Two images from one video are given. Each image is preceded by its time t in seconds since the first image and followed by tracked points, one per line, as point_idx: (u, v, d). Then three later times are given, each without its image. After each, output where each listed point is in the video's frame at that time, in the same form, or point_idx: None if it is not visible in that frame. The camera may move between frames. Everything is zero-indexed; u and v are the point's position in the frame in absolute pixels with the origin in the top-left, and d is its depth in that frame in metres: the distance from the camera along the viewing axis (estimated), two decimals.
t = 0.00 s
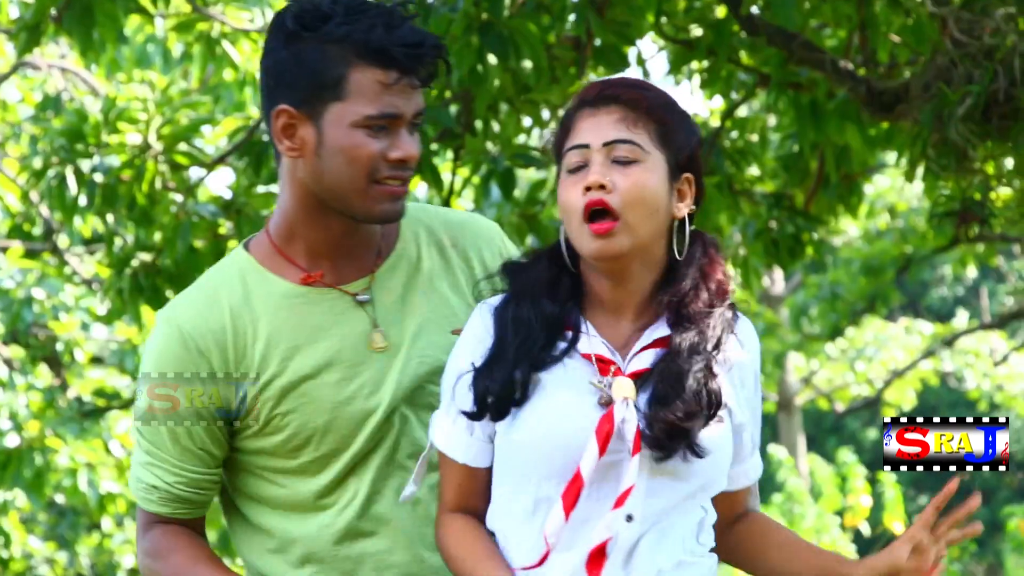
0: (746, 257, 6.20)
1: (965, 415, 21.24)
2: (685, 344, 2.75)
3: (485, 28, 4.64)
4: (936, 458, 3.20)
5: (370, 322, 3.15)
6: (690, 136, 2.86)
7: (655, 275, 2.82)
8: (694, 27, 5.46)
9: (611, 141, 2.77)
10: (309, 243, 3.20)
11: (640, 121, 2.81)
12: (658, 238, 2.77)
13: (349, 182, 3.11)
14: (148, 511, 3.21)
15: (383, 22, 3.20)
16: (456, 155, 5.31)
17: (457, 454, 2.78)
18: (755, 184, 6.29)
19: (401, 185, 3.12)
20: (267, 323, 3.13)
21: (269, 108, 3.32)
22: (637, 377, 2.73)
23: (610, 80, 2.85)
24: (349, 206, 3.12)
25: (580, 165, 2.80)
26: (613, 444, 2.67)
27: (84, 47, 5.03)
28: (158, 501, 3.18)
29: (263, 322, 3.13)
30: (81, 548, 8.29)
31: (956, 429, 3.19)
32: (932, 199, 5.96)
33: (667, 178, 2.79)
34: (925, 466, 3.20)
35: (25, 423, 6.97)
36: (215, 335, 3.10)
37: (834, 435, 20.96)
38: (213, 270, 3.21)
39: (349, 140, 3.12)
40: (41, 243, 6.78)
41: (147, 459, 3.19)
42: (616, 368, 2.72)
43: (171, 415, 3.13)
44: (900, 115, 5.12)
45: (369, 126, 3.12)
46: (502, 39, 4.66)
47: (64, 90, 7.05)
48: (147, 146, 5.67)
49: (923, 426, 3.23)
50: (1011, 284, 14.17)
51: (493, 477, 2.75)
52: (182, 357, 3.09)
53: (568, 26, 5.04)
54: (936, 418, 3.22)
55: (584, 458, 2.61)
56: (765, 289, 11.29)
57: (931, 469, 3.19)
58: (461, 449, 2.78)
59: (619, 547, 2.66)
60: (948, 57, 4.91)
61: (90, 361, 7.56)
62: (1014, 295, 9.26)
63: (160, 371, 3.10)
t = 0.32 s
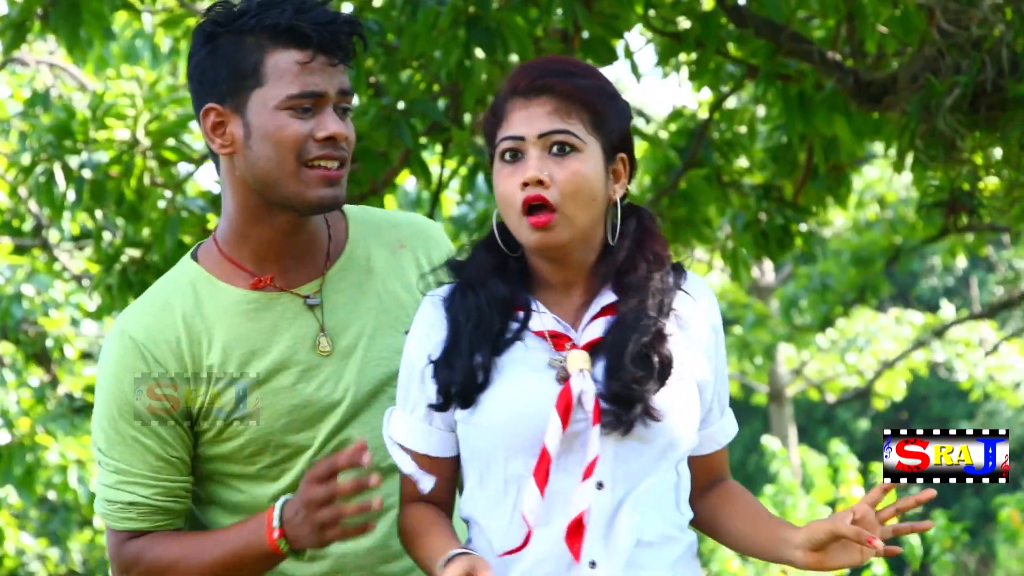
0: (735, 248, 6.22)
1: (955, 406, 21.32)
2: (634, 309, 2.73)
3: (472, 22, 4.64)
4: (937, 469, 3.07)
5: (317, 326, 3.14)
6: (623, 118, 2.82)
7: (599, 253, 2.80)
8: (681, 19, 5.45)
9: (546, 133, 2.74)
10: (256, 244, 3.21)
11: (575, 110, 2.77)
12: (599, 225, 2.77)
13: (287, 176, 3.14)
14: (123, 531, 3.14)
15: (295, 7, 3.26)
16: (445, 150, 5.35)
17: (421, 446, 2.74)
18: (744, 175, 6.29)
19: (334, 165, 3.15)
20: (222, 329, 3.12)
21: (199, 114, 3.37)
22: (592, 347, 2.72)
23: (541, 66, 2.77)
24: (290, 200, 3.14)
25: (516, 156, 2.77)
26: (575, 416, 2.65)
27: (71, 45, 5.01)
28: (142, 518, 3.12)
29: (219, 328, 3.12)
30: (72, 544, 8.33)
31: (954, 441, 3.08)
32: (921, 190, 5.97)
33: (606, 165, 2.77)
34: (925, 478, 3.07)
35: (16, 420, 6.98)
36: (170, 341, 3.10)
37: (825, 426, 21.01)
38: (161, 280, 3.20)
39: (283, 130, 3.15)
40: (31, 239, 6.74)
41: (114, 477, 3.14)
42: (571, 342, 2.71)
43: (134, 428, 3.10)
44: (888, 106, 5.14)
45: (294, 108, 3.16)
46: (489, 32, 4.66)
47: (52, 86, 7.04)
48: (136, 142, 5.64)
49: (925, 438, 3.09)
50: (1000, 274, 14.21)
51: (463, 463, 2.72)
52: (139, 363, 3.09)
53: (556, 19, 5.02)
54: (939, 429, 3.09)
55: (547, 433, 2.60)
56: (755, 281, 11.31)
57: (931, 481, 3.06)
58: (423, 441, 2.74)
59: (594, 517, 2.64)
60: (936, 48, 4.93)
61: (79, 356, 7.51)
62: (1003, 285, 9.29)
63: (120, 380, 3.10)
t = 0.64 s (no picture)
0: (726, 247, 6.25)
1: (946, 405, 21.38)
2: (588, 303, 2.86)
3: (464, 22, 4.64)
4: (935, 481, 3.34)
5: (368, 338, 3.22)
6: (593, 121, 2.96)
7: (564, 253, 2.95)
8: (672, 19, 5.45)
9: (522, 137, 2.86)
10: (303, 261, 3.31)
11: (548, 114, 2.89)
12: (569, 226, 2.89)
13: (314, 197, 3.23)
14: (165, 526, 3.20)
15: (254, 30, 3.28)
16: (437, 150, 5.33)
17: (393, 455, 2.98)
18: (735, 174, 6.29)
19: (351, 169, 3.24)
20: (278, 337, 3.19)
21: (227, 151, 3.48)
22: (550, 345, 2.87)
23: (514, 71, 2.91)
24: (328, 216, 3.24)
25: (491, 158, 2.88)
26: (531, 414, 2.80)
27: (63, 45, 5.00)
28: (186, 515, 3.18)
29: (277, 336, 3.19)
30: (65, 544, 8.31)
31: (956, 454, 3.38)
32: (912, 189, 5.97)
33: (577, 167, 2.90)
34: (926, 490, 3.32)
35: (8, 421, 6.98)
36: (230, 344, 3.16)
37: (817, 425, 21.03)
38: (214, 281, 3.27)
39: (290, 156, 3.24)
40: (22, 239, 6.72)
41: (159, 472, 3.19)
42: (526, 341, 2.87)
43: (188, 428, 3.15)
44: (880, 106, 5.16)
45: (291, 133, 3.24)
46: (482, 32, 4.66)
47: (43, 86, 7.03)
48: (127, 142, 5.60)
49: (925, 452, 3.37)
50: (991, 274, 14.25)
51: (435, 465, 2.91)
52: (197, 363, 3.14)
53: (547, 19, 5.02)
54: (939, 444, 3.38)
55: (500, 432, 2.75)
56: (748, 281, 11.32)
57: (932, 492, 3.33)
58: (394, 451, 2.98)
59: (551, 512, 2.78)
60: (927, 47, 4.93)
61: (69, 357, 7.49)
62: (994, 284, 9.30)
63: (174, 374, 3.14)
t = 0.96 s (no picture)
0: (724, 248, 6.26)
1: (943, 405, 21.39)
2: (589, 300, 2.89)
3: (461, 22, 4.65)
4: (926, 489, 4.96)
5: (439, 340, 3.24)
6: (598, 123, 2.98)
7: (569, 251, 2.98)
8: (669, 19, 5.45)
9: (529, 148, 2.88)
10: (352, 278, 3.26)
11: (554, 122, 2.90)
12: (575, 228, 2.94)
13: (355, 204, 3.17)
14: (251, 557, 3.03)
15: (300, 45, 3.32)
16: (434, 150, 5.30)
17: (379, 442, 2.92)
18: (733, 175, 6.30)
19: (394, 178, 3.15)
20: (351, 353, 3.16)
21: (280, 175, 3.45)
22: (551, 343, 2.88)
23: (516, 81, 2.92)
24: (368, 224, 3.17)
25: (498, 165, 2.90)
26: (531, 409, 2.82)
27: (61, 45, 5.00)
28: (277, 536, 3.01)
29: (353, 344, 3.18)
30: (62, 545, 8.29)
31: (942, 474, 4.98)
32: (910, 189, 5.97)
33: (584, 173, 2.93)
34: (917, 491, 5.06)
35: (6, 420, 6.99)
36: (297, 362, 3.16)
37: (814, 426, 21.03)
38: (267, 307, 3.26)
39: (333, 160, 3.19)
40: (20, 240, 6.72)
41: (240, 503, 3.07)
42: (529, 338, 2.89)
43: (259, 453, 3.10)
44: (878, 106, 5.15)
45: (336, 137, 3.21)
46: (480, 32, 4.67)
47: (41, 86, 7.04)
48: (125, 142, 5.59)
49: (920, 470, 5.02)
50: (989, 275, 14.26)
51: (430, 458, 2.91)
52: (258, 390, 3.12)
53: (545, 20, 5.02)
54: (938, 468, 4.93)
55: (501, 426, 2.77)
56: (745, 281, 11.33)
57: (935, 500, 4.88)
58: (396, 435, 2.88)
59: (552, 507, 2.77)
60: (924, 47, 4.93)
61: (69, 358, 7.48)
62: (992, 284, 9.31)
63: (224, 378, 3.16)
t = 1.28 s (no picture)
0: (727, 247, 6.26)
1: (947, 405, 21.40)
2: (614, 273, 2.66)
3: (464, 20, 4.65)
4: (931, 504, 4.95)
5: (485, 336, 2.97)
6: (643, 124, 2.71)
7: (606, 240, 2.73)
8: (673, 17, 5.45)
9: (579, 155, 2.62)
10: (388, 291, 2.93)
11: (603, 127, 2.64)
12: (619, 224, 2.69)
13: (426, 219, 2.81)
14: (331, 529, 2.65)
15: (399, 42, 2.92)
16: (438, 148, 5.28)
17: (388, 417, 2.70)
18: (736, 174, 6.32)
19: (465, 204, 2.83)
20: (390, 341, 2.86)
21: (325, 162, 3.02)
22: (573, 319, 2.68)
23: (562, 81, 2.64)
24: (431, 245, 2.82)
25: (543, 168, 2.64)
26: (552, 382, 2.66)
27: (65, 44, 5.00)
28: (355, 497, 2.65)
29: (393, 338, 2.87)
30: (66, 542, 8.28)
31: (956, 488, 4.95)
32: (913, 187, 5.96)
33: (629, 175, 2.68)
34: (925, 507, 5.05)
35: (9, 420, 7.01)
36: (340, 351, 2.82)
37: (818, 425, 21.04)
38: (295, 312, 2.90)
39: (415, 171, 2.80)
40: (24, 237, 6.72)
41: (310, 480, 2.70)
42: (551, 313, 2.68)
43: (319, 428, 2.73)
44: (881, 105, 5.12)
45: (422, 146, 2.82)
46: (483, 30, 4.67)
47: (44, 85, 7.06)
48: (129, 140, 5.62)
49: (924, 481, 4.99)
50: (992, 274, 14.27)
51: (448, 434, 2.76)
52: (306, 377, 2.77)
53: (548, 18, 5.02)
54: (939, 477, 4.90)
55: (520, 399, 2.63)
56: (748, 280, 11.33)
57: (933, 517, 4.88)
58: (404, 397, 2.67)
59: (569, 480, 2.58)
60: (928, 46, 4.92)
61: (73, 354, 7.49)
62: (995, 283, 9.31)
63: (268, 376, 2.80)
